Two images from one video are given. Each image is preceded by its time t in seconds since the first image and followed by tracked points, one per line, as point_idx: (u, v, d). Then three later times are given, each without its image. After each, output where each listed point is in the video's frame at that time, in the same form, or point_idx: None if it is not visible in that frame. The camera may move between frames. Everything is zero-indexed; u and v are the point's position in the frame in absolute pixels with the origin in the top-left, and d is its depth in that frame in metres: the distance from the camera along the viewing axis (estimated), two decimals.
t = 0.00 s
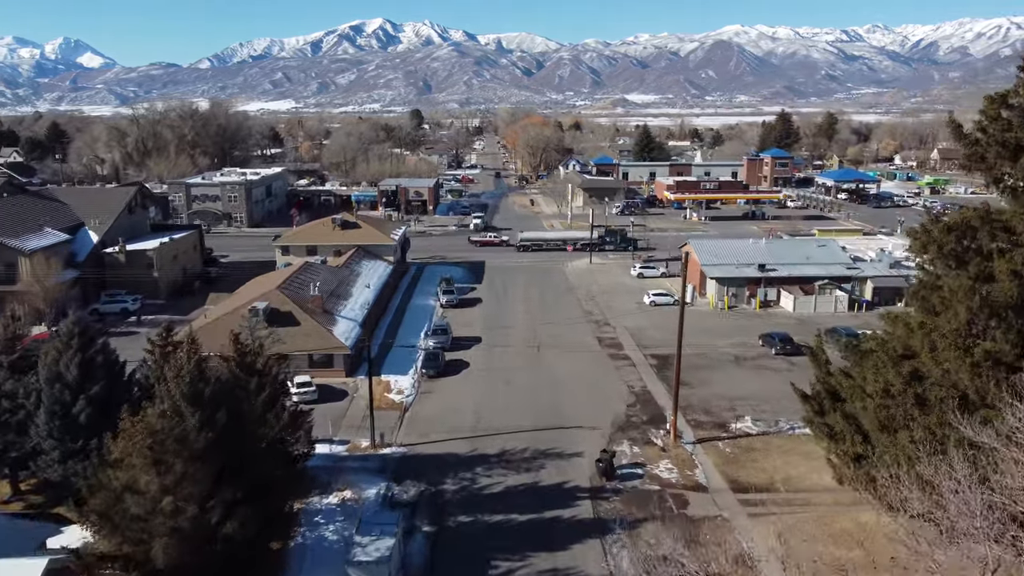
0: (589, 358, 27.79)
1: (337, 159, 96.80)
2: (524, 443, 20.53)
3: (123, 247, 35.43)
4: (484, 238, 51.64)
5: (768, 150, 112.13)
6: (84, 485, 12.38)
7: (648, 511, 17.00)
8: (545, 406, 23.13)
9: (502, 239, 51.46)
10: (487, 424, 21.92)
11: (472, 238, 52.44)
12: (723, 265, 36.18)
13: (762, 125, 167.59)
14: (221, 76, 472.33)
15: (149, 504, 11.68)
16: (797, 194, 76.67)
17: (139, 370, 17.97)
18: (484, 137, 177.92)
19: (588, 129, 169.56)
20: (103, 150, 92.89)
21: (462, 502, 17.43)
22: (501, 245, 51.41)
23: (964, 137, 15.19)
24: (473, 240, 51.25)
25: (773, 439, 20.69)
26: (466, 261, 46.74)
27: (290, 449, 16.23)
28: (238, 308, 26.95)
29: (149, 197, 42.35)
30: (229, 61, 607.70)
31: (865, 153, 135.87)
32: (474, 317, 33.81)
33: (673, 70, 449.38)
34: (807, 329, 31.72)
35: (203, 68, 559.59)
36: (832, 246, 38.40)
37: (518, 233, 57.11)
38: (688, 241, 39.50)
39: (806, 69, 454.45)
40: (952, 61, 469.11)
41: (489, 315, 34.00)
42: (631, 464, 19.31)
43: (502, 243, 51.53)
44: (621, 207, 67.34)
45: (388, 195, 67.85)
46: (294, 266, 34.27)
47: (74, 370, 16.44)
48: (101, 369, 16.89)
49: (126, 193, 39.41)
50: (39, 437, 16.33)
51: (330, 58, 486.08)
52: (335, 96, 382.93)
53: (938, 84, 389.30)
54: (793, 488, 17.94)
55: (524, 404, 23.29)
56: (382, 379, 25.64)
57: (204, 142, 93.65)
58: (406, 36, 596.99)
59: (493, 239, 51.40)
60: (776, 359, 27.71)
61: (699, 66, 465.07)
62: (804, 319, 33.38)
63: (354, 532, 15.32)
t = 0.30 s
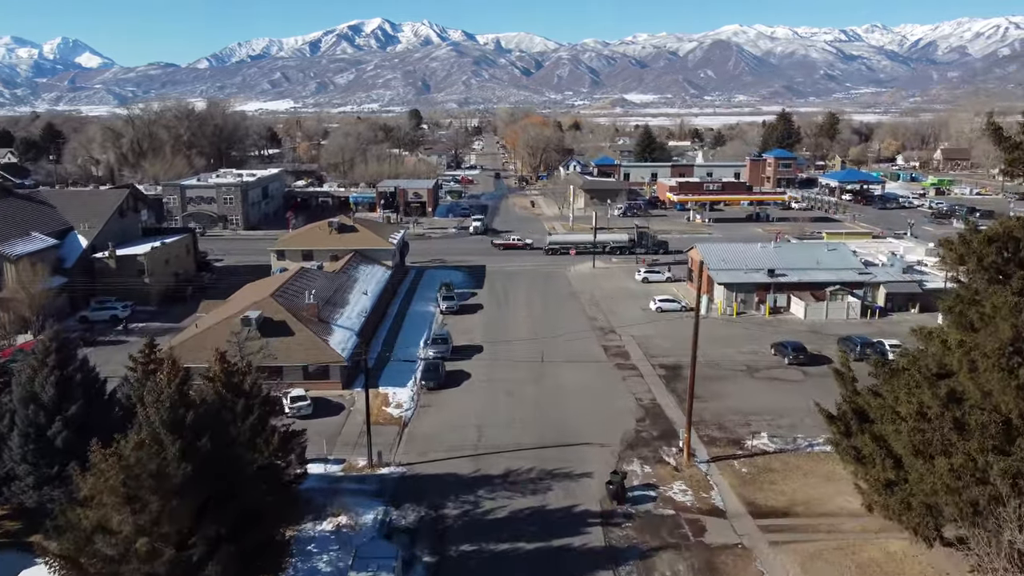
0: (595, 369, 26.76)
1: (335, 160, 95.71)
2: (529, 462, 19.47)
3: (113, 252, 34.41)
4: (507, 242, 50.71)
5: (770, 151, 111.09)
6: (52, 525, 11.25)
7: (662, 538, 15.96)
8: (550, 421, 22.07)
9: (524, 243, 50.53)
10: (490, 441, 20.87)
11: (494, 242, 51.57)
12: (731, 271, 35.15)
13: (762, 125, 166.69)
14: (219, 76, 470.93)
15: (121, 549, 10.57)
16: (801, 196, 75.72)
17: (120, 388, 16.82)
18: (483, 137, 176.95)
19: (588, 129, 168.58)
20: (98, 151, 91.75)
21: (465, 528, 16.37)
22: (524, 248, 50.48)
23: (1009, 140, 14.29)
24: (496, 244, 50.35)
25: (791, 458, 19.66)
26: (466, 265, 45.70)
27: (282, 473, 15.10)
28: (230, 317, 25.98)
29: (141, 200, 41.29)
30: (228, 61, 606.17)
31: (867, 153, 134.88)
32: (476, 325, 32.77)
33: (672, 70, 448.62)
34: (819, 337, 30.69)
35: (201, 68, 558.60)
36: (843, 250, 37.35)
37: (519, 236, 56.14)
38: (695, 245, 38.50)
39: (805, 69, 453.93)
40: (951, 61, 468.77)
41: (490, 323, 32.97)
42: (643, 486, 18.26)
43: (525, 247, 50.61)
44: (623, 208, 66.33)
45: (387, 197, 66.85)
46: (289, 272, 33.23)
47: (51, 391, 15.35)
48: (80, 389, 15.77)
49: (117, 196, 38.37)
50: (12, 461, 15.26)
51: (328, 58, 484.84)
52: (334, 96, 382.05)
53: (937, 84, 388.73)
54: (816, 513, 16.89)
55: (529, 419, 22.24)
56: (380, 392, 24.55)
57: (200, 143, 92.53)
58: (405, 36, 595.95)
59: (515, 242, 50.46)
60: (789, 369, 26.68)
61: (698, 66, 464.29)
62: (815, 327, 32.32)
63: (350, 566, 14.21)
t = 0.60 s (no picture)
0: (601, 382, 25.73)
1: (332, 161, 94.61)
2: (535, 483, 18.42)
3: (102, 258, 33.32)
4: (532, 244, 49.35)
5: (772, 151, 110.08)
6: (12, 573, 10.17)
7: (679, 571, 14.90)
8: (556, 438, 21.02)
9: (549, 246, 49.18)
10: (493, 460, 19.80)
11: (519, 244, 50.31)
12: (740, 276, 34.13)
13: (763, 125, 165.89)
14: (218, 76, 469.80)
15: None
16: (806, 197, 74.79)
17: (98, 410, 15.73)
18: (483, 138, 175.98)
19: (588, 129, 167.63)
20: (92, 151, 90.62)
21: (468, 559, 15.29)
22: (549, 251, 49.12)
23: None
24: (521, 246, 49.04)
25: (812, 479, 18.60)
26: (466, 269, 44.65)
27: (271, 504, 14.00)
28: (221, 327, 24.86)
29: (132, 203, 40.21)
30: (226, 61, 605.07)
31: (869, 153, 133.90)
32: (477, 333, 31.72)
33: (671, 70, 448.11)
34: (832, 346, 29.65)
35: (199, 68, 557.56)
36: (855, 254, 36.36)
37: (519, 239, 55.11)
38: (703, 250, 37.51)
39: (804, 69, 453.75)
40: (950, 61, 468.61)
41: (492, 331, 31.92)
42: (656, 511, 17.19)
43: (550, 250, 49.24)
44: (625, 210, 65.30)
45: (385, 199, 65.82)
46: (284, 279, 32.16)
47: (22, 415, 14.25)
48: (54, 411, 14.67)
49: (107, 199, 37.29)
50: None
51: (327, 58, 483.77)
52: (333, 96, 381.20)
53: (937, 85, 388.17)
54: (842, 541, 15.84)
55: (534, 436, 21.18)
56: (378, 406, 23.48)
57: (196, 144, 91.44)
58: (404, 37, 595.24)
59: (540, 245, 49.09)
60: (803, 382, 25.61)
61: (697, 66, 463.61)
62: (828, 335, 31.26)
63: None
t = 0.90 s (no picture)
0: (609, 396, 24.70)
1: (331, 162, 93.48)
2: (542, 508, 17.35)
3: (90, 264, 32.19)
4: (556, 248, 48.00)
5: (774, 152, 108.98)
6: None
7: None
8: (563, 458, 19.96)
9: (575, 250, 47.74)
10: (497, 481, 18.73)
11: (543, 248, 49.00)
12: (749, 283, 33.09)
13: (764, 125, 164.99)
14: (217, 76, 468.73)
15: None
16: (810, 198, 73.73)
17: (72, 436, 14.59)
18: (482, 137, 174.95)
19: (588, 129, 166.71)
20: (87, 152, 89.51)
21: None
22: (574, 255, 47.69)
23: None
24: (545, 250, 47.71)
25: (835, 503, 17.54)
26: (466, 273, 43.57)
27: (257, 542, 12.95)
28: (211, 338, 23.83)
29: (123, 207, 39.07)
30: (225, 61, 603.91)
31: (872, 155, 132.76)
32: (478, 341, 30.63)
33: (670, 70, 447.51)
34: (846, 356, 28.58)
35: (198, 68, 556.85)
36: (868, 260, 35.31)
37: (520, 242, 54.06)
38: (711, 255, 36.48)
39: (804, 69, 453.26)
40: (950, 60, 468.19)
41: (494, 339, 30.84)
42: (672, 539, 16.13)
43: (576, 254, 47.81)
44: (628, 212, 64.19)
45: (383, 201, 64.80)
46: (278, 286, 31.09)
47: None
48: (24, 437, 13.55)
49: (97, 203, 36.18)
50: None
51: (326, 58, 482.59)
52: (332, 96, 380.28)
53: (936, 85, 387.78)
54: (873, 573, 14.79)
55: (540, 455, 20.13)
56: (375, 422, 22.40)
57: (193, 145, 90.34)
58: (404, 36, 594.60)
59: (565, 249, 47.71)
60: (819, 395, 24.54)
61: (697, 66, 462.52)
62: (842, 343, 30.19)
63: None
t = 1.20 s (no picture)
0: (618, 410, 23.61)
1: (329, 163, 92.36)
2: (550, 536, 16.26)
3: (79, 270, 31.06)
4: (582, 251, 46.81)
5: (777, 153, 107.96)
6: None
7: None
8: (572, 478, 18.89)
9: (602, 252, 46.55)
10: (502, 506, 17.62)
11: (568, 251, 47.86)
12: (760, 290, 32.01)
13: (765, 125, 164.04)
14: (216, 76, 467.62)
15: None
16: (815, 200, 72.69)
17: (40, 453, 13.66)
18: (482, 137, 173.86)
19: (589, 129, 165.72)
20: (82, 153, 88.34)
21: None
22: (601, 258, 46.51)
23: None
24: (570, 254, 46.60)
25: (863, 530, 16.45)
26: (467, 278, 42.51)
27: None
28: (200, 350, 22.72)
29: (115, 210, 37.89)
30: (224, 61, 602.81)
31: (875, 156, 131.69)
32: (480, 350, 29.55)
33: (670, 70, 446.81)
34: (863, 366, 27.50)
35: (197, 67, 555.96)
36: (882, 265, 34.24)
37: (522, 246, 53.00)
38: (720, 260, 35.39)
39: (803, 69, 452.61)
40: (949, 61, 467.99)
41: (497, 348, 29.72)
42: (691, 572, 15.04)
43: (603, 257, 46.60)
44: (631, 215, 63.10)
45: (382, 203, 63.75)
46: (273, 293, 29.96)
47: None
48: None
49: (86, 206, 35.02)
50: None
51: (326, 58, 481.48)
52: (331, 96, 379.64)
53: (936, 85, 387.30)
54: None
55: (547, 476, 19.02)
56: (374, 439, 21.30)
57: (189, 145, 89.22)
58: (404, 36, 594.12)
59: (592, 252, 46.52)
60: (837, 409, 23.44)
61: (696, 66, 461.63)
62: (857, 353, 29.10)
63: None
